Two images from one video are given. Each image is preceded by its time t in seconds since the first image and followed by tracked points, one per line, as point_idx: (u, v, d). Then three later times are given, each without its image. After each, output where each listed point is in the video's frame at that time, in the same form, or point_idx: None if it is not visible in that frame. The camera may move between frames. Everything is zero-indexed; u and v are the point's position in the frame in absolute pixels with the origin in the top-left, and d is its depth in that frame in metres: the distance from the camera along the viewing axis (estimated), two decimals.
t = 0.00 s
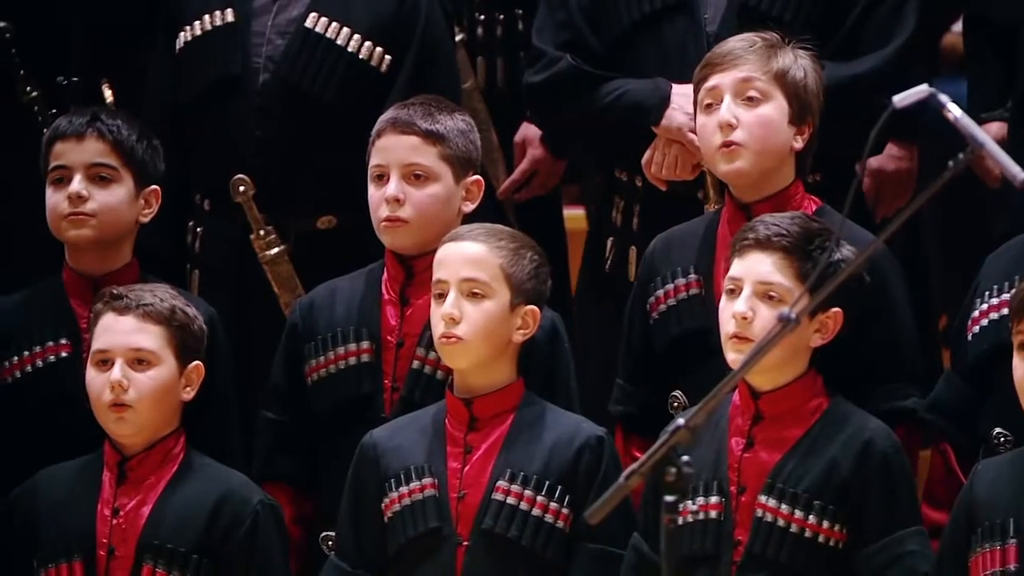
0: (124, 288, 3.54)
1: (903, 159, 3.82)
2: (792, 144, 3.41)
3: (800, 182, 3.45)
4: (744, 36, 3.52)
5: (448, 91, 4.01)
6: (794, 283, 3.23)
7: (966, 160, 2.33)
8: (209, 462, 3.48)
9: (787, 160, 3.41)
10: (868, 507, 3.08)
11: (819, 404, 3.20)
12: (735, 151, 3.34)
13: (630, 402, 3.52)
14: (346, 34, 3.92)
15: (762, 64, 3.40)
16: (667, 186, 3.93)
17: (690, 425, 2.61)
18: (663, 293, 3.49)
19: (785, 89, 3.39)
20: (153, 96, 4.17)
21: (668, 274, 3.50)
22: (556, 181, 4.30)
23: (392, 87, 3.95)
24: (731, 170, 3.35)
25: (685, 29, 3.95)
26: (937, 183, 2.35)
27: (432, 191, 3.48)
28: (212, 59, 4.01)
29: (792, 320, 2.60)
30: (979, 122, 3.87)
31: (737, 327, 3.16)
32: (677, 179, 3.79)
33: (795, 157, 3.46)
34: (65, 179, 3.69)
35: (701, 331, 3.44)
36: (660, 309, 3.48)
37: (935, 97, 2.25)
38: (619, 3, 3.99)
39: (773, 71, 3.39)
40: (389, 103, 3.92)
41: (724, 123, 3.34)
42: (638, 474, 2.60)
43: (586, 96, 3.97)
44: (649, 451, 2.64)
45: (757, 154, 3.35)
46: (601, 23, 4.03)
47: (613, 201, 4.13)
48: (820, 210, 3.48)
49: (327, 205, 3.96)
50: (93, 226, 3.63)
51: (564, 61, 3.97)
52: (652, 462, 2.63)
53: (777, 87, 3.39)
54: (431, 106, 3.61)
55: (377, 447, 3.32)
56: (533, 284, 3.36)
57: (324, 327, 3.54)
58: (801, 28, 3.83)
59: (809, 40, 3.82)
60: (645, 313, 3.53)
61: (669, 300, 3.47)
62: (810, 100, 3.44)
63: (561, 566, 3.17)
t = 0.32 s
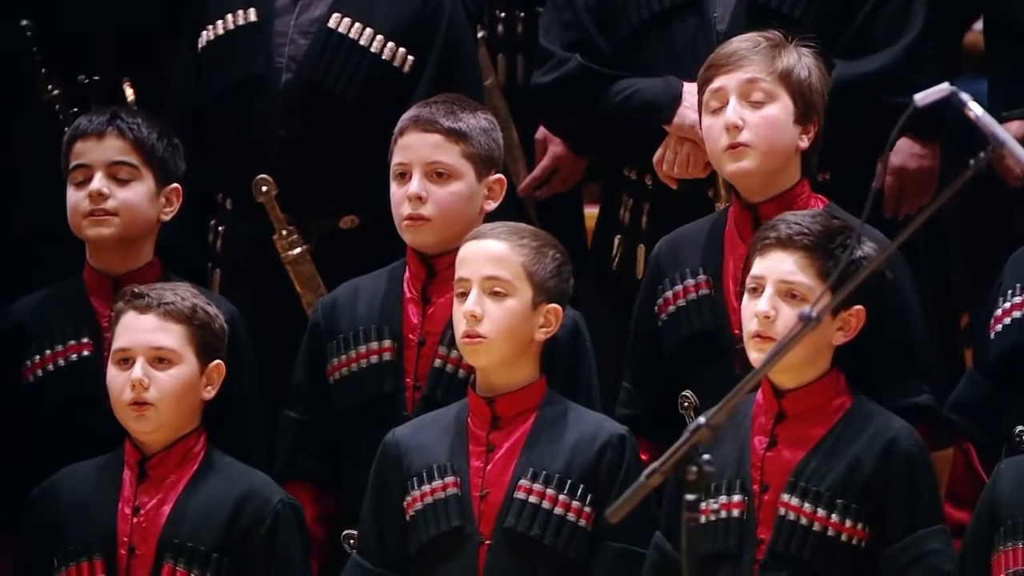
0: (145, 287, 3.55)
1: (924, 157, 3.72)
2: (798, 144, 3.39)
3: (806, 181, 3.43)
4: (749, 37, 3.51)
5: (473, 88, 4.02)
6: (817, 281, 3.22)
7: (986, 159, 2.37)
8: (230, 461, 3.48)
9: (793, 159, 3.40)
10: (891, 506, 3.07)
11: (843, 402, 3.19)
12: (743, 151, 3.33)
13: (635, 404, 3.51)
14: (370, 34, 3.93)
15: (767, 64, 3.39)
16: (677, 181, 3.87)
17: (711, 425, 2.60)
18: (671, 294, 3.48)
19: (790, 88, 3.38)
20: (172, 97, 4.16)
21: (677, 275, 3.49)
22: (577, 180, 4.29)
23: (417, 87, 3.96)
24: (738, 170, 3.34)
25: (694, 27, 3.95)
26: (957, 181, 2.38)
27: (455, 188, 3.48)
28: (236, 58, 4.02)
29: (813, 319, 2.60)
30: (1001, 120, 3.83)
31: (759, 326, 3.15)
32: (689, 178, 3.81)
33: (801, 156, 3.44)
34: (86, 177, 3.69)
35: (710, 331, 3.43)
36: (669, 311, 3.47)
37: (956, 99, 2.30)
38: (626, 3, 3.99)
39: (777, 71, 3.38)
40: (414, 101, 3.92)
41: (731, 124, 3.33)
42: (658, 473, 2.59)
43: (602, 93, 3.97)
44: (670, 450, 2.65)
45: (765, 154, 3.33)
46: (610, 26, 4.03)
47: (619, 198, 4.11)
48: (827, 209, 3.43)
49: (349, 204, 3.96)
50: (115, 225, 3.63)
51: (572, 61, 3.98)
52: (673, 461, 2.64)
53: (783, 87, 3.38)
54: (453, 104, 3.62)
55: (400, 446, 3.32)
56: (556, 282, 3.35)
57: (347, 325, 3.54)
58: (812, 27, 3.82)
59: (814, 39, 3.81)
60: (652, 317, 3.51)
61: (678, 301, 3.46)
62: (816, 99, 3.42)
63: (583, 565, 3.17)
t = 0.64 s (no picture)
0: (158, 286, 3.53)
1: (941, 152, 3.70)
2: (802, 144, 3.38)
3: (807, 183, 3.42)
4: (756, 35, 3.50)
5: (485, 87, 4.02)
6: (833, 280, 3.19)
7: (1001, 157, 2.39)
8: (243, 460, 3.46)
9: (796, 159, 3.38)
10: (909, 506, 3.05)
11: (860, 401, 3.17)
12: (745, 146, 3.32)
13: (635, 403, 3.49)
14: (381, 34, 3.94)
15: (772, 63, 3.37)
16: (681, 180, 3.83)
17: (726, 423, 2.58)
18: (671, 296, 3.45)
19: (796, 88, 3.37)
20: (186, 97, 4.17)
21: (677, 276, 3.47)
22: (597, 171, 4.16)
23: (429, 86, 3.97)
24: (740, 165, 3.33)
25: (699, 26, 3.95)
26: (971, 181, 2.39)
27: (470, 189, 3.47)
28: (248, 59, 4.01)
29: (830, 318, 2.57)
30: (1012, 116, 3.84)
31: (776, 325, 3.13)
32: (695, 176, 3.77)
33: (805, 156, 3.42)
34: (102, 177, 3.68)
35: (714, 333, 3.41)
36: (669, 313, 3.45)
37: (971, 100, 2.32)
38: (630, 2, 3.97)
39: (783, 70, 3.36)
40: (426, 102, 3.92)
41: (735, 120, 3.33)
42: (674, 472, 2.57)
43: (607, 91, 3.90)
44: (686, 448, 2.62)
45: (768, 151, 3.32)
46: (612, 20, 3.99)
47: (624, 198, 4.12)
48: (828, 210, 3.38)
49: (362, 204, 3.96)
50: (132, 225, 3.63)
51: (576, 61, 3.91)
52: (687, 461, 2.61)
53: (788, 86, 3.36)
54: (469, 104, 3.61)
55: (416, 445, 3.30)
56: (571, 282, 3.33)
57: (362, 324, 3.54)
58: (816, 24, 3.81)
59: (819, 42, 3.80)
60: (652, 317, 3.50)
61: (679, 304, 3.44)
62: (821, 99, 3.41)
63: (600, 564, 3.15)
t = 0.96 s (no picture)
0: (170, 287, 3.51)
1: (956, 151, 3.70)
2: (812, 143, 3.38)
3: (816, 183, 3.41)
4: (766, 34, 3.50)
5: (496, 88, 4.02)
6: (847, 282, 3.16)
7: (1013, 160, 2.37)
8: (255, 460, 3.44)
9: (807, 159, 3.38)
10: (924, 507, 3.03)
11: (874, 402, 3.15)
12: (755, 145, 3.31)
13: (647, 404, 3.48)
14: (393, 34, 3.95)
15: (782, 62, 3.37)
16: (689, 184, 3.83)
17: (739, 424, 2.56)
18: (683, 298, 3.45)
19: (806, 87, 3.36)
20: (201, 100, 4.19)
21: (688, 278, 3.47)
22: (614, 173, 4.13)
23: (441, 86, 3.97)
24: (750, 165, 3.32)
25: (706, 27, 3.92)
26: (985, 184, 2.37)
27: (483, 192, 3.47)
28: (259, 59, 4.01)
29: (842, 319, 2.54)
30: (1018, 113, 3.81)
31: (790, 327, 3.09)
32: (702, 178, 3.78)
33: (815, 155, 3.42)
34: (114, 179, 3.68)
35: (727, 334, 3.40)
36: (681, 314, 3.44)
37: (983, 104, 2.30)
38: (637, 4, 3.97)
39: (793, 69, 3.36)
40: (438, 102, 3.93)
41: (746, 120, 3.32)
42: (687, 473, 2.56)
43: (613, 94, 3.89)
44: (698, 450, 2.60)
45: (778, 151, 3.32)
46: (619, 23, 4.00)
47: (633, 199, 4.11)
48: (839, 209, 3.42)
49: (374, 205, 3.97)
50: (146, 226, 3.63)
51: (583, 64, 3.91)
52: (700, 462, 2.59)
53: (799, 85, 3.36)
54: (480, 106, 3.60)
55: (430, 446, 3.30)
56: (585, 283, 3.33)
57: (375, 325, 3.54)
58: (821, 25, 3.80)
59: (831, 39, 3.79)
60: (663, 318, 3.49)
61: (691, 305, 3.43)
62: (831, 97, 3.40)
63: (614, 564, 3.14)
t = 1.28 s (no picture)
0: (192, 287, 3.48)
1: (976, 151, 3.69)
2: (856, 144, 3.37)
3: (858, 181, 3.42)
4: (808, 33, 3.48)
5: (519, 88, 4.04)
6: (870, 280, 3.15)
7: None
8: (278, 459, 3.41)
9: (851, 159, 3.38)
10: (947, 507, 3.02)
11: (896, 401, 3.15)
12: (801, 148, 3.31)
13: (684, 399, 3.49)
14: (418, 34, 3.97)
15: (825, 65, 3.36)
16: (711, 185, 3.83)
17: (763, 424, 2.56)
18: (721, 294, 3.45)
19: (849, 89, 3.35)
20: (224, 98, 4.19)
21: (726, 274, 3.47)
22: (634, 170, 4.19)
23: (465, 85, 3.99)
24: (795, 166, 3.33)
25: (729, 28, 3.92)
26: (1008, 183, 2.36)
27: (505, 193, 3.47)
28: (284, 58, 4.03)
29: (866, 319, 2.52)
30: None
31: (812, 326, 3.09)
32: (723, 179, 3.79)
33: (858, 156, 3.42)
34: (138, 181, 3.69)
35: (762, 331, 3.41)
36: (719, 310, 3.45)
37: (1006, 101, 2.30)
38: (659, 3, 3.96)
39: (836, 72, 3.35)
40: (462, 101, 3.96)
41: (789, 125, 3.31)
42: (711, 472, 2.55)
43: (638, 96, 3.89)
44: (721, 451, 2.60)
45: (823, 152, 3.32)
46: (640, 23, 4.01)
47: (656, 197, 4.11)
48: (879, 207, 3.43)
49: (398, 205, 3.98)
50: (168, 228, 3.64)
51: (605, 62, 3.92)
52: (725, 461, 2.59)
53: (842, 87, 3.35)
54: (501, 106, 3.60)
55: (453, 445, 3.30)
56: (608, 281, 3.33)
57: (397, 324, 3.55)
58: (845, 25, 3.84)
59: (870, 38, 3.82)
60: (701, 314, 3.50)
61: (728, 301, 3.44)
62: (873, 98, 3.40)
63: (637, 563, 3.14)
